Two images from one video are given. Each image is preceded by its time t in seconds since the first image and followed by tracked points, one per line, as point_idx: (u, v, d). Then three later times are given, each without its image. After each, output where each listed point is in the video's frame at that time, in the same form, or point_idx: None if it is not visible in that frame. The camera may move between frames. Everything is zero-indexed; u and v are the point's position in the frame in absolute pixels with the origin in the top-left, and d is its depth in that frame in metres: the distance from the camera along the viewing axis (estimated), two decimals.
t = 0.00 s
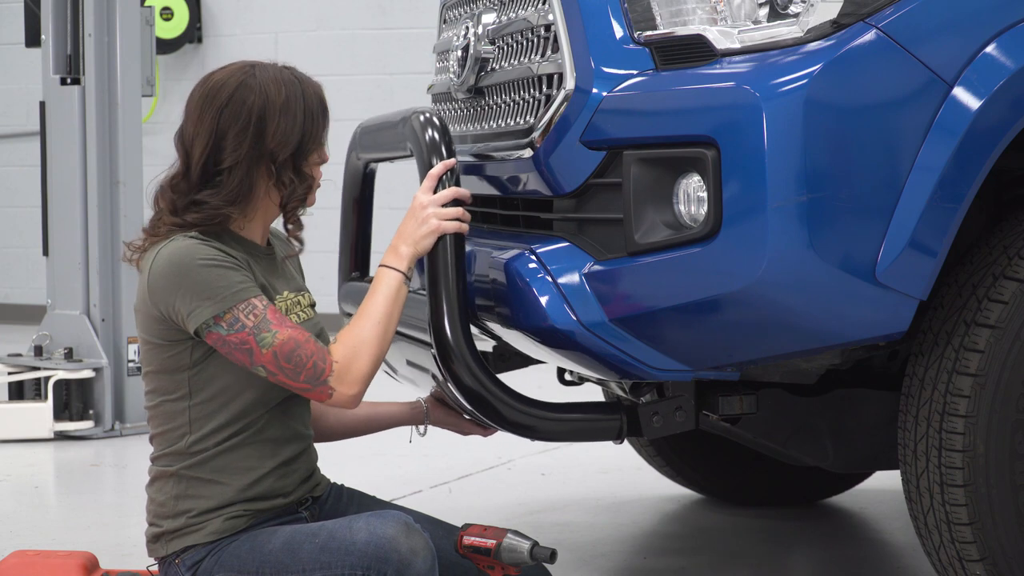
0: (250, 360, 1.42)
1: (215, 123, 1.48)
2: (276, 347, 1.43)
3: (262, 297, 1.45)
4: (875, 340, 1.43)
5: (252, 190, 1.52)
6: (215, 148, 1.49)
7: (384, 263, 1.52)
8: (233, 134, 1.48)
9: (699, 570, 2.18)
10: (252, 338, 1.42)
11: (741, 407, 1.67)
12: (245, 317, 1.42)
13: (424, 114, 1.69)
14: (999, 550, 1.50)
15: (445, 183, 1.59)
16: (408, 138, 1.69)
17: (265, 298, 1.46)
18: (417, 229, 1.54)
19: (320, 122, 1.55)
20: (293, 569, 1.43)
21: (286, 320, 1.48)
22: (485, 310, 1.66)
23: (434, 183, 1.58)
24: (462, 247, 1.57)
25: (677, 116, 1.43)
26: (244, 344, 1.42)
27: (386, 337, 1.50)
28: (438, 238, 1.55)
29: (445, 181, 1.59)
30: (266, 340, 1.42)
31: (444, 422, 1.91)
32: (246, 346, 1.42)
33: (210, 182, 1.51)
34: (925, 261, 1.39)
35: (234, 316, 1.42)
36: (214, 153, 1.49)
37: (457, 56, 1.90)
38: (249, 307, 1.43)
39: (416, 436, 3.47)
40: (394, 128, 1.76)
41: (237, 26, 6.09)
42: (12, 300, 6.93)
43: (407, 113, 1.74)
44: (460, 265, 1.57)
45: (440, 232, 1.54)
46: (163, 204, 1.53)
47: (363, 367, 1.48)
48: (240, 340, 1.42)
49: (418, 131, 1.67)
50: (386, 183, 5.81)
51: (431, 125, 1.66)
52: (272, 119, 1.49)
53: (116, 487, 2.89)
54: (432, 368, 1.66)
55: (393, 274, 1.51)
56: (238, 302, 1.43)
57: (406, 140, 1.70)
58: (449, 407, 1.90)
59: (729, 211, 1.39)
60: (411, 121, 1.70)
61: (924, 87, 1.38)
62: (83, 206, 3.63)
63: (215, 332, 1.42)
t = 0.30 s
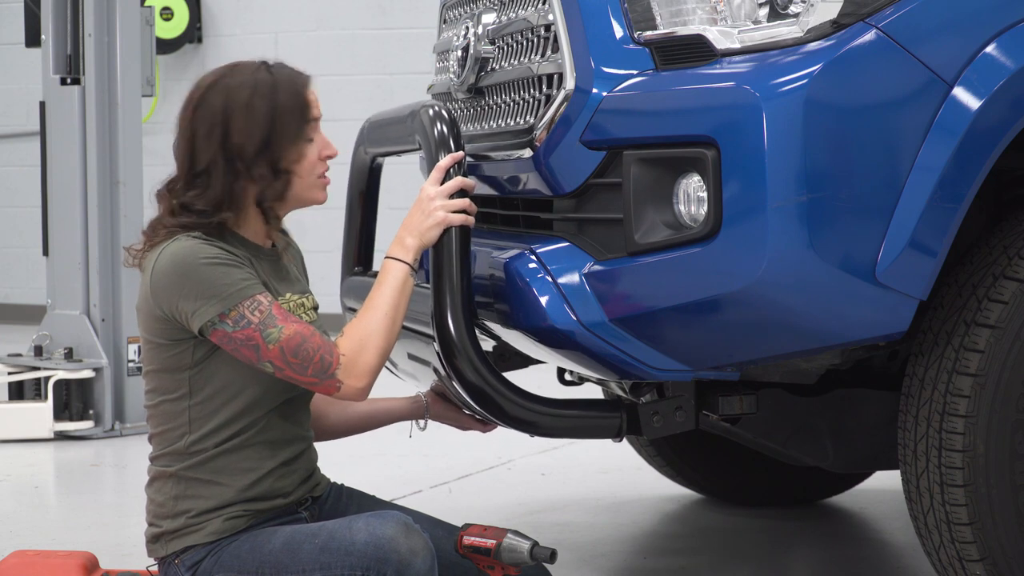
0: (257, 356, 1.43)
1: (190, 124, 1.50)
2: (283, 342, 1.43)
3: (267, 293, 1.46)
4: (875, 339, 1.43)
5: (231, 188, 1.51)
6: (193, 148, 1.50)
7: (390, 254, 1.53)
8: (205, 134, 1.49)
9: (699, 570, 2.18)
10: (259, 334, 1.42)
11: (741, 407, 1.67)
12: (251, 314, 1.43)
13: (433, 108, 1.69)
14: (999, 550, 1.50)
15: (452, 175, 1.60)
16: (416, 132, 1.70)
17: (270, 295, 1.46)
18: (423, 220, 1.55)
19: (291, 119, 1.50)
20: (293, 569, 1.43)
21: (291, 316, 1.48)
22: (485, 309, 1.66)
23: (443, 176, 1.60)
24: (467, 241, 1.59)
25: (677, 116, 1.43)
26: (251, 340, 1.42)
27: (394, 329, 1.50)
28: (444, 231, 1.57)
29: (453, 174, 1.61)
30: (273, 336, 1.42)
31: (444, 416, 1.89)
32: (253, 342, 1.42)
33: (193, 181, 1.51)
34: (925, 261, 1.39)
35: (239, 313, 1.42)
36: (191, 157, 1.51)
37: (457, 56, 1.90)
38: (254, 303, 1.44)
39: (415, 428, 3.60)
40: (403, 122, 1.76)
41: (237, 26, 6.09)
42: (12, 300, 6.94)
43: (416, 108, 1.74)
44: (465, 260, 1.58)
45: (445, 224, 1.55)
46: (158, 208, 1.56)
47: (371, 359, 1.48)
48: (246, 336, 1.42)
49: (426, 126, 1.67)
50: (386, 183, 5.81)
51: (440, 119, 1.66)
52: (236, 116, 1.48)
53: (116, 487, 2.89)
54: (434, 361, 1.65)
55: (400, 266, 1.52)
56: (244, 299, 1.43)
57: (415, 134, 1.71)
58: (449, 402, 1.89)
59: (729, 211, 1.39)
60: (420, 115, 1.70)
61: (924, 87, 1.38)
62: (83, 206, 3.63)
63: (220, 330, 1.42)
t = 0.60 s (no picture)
0: (261, 349, 1.43)
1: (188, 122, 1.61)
2: (286, 335, 1.43)
3: (271, 287, 1.46)
4: (875, 339, 1.43)
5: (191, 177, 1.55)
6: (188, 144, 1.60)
7: (394, 248, 1.53)
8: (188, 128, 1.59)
9: (699, 570, 2.18)
10: (262, 326, 1.42)
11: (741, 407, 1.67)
12: (255, 307, 1.43)
13: (440, 105, 1.68)
14: (999, 550, 1.50)
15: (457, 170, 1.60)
16: (422, 128, 1.68)
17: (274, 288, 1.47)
18: (427, 215, 1.55)
19: (224, 104, 1.53)
20: (293, 569, 1.44)
21: (295, 310, 1.49)
22: (485, 308, 1.66)
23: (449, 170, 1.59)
24: (471, 238, 1.57)
25: (677, 116, 1.43)
26: (254, 332, 1.42)
27: (397, 322, 1.51)
28: (447, 226, 1.55)
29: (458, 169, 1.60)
30: (277, 329, 1.43)
31: (444, 412, 1.89)
32: (256, 334, 1.42)
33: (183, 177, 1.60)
34: (925, 261, 1.39)
35: (243, 306, 1.43)
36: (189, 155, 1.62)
37: (457, 56, 1.90)
38: (258, 296, 1.44)
39: (416, 423, 3.68)
40: (407, 119, 1.75)
41: (237, 26, 6.09)
42: (12, 300, 6.94)
43: (422, 104, 1.72)
44: (468, 259, 1.56)
45: (450, 219, 1.55)
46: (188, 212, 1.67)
47: (373, 353, 1.49)
48: (250, 329, 1.42)
49: (432, 123, 1.66)
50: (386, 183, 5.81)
51: (447, 117, 1.65)
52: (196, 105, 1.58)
53: (115, 487, 2.89)
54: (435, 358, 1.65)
55: (404, 260, 1.52)
56: (248, 292, 1.44)
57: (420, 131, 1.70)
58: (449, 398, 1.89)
59: (729, 211, 1.39)
60: (425, 111, 1.69)
61: (924, 87, 1.38)
62: (83, 206, 3.63)
63: (224, 322, 1.43)
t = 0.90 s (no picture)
0: (264, 343, 1.43)
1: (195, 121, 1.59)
2: (290, 329, 1.43)
3: (275, 280, 1.46)
4: (875, 339, 1.43)
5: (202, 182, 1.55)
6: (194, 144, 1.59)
7: (397, 246, 1.54)
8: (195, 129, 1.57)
9: (699, 570, 2.18)
10: (265, 320, 1.42)
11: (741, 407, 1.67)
12: (259, 300, 1.43)
13: (444, 103, 1.67)
14: (999, 550, 1.50)
15: (459, 167, 1.60)
16: (424, 126, 1.68)
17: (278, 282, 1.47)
18: (429, 212, 1.55)
19: (233, 111, 1.52)
20: (293, 569, 1.44)
21: (298, 305, 1.49)
22: (485, 307, 1.65)
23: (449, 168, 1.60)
24: (473, 237, 1.57)
25: (676, 116, 1.43)
26: (258, 326, 1.42)
27: (399, 320, 1.51)
28: (449, 223, 1.55)
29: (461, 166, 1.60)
30: (280, 322, 1.43)
31: (445, 411, 1.89)
32: (259, 328, 1.42)
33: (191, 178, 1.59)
34: (925, 261, 1.39)
35: (247, 298, 1.43)
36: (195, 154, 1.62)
37: (457, 55, 1.90)
38: (263, 290, 1.44)
39: (416, 423, 3.69)
40: (410, 117, 1.75)
41: (237, 26, 6.09)
42: (12, 300, 6.94)
43: (426, 101, 1.72)
44: (469, 258, 1.56)
45: (451, 216, 1.55)
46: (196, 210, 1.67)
47: (376, 351, 1.49)
48: (253, 322, 1.42)
49: (435, 121, 1.65)
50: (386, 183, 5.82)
51: (450, 116, 1.65)
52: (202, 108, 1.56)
53: (115, 487, 2.89)
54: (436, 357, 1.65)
55: (405, 258, 1.53)
56: (253, 284, 1.44)
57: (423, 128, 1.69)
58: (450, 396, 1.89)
59: (729, 211, 1.39)
60: (428, 109, 1.69)
61: (924, 87, 1.38)
62: (82, 206, 3.63)
63: (228, 313, 1.42)
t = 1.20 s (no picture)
0: (265, 346, 1.43)
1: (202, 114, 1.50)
2: (291, 332, 1.43)
3: (276, 283, 1.46)
4: (875, 339, 1.43)
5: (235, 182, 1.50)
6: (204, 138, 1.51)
7: (396, 246, 1.53)
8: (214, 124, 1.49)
9: (698, 570, 2.18)
10: (267, 323, 1.42)
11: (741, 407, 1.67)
12: (260, 303, 1.43)
13: (444, 103, 1.67)
14: (999, 550, 1.50)
15: (459, 168, 1.60)
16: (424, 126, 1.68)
17: (280, 285, 1.46)
18: (429, 212, 1.55)
19: (309, 112, 1.50)
20: (293, 569, 1.44)
21: (299, 307, 1.49)
22: (485, 307, 1.65)
23: (451, 168, 1.59)
24: (473, 237, 1.57)
25: (677, 116, 1.43)
26: (259, 329, 1.42)
27: (400, 321, 1.51)
28: (449, 223, 1.55)
29: (460, 166, 1.60)
30: (281, 325, 1.43)
31: (445, 410, 1.88)
32: (261, 331, 1.42)
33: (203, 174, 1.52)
34: (925, 261, 1.39)
35: (249, 301, 1.43)
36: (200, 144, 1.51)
37: (457, 56, 1.90)
38: (264, 293, 1.44)
39: (416, 423, 3.68)
40: (409, 117, 1.75)
41: (237, 26, 6.09)
42: (12, 300, 6.93)
43: (425, 101, 1.72)
44: (469, 257, 1.56)
45: (452, 216, 1.55)
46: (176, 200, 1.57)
47: (377, 352, 1.49)
48: (254, 325, 1.42)
49: (435, 121, 1.65)
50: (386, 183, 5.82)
51: (450, 117, 1.65)
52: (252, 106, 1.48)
53: (115, 487, 2.89)
54: (436, 357, 1.65)
55: (405, 258, 1.52)
56: (254, 287, 1.43)
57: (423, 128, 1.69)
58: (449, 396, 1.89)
59: (730, 211, 1.39)
60: (428, 109, 1.69)
61: (924, 87, 1.38)
62: (82, 206, 3.63)
63: (230, 317, 1.42)
